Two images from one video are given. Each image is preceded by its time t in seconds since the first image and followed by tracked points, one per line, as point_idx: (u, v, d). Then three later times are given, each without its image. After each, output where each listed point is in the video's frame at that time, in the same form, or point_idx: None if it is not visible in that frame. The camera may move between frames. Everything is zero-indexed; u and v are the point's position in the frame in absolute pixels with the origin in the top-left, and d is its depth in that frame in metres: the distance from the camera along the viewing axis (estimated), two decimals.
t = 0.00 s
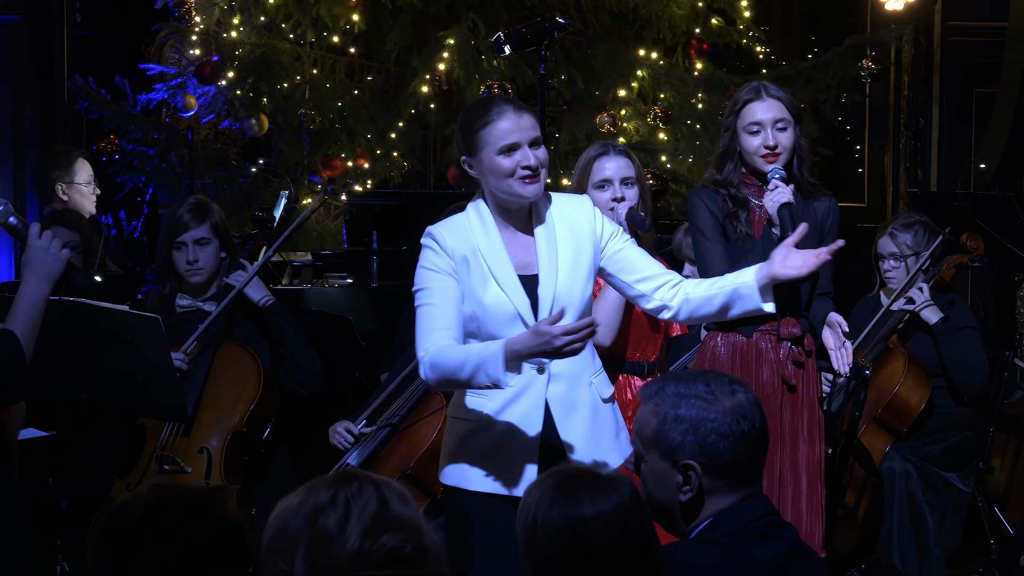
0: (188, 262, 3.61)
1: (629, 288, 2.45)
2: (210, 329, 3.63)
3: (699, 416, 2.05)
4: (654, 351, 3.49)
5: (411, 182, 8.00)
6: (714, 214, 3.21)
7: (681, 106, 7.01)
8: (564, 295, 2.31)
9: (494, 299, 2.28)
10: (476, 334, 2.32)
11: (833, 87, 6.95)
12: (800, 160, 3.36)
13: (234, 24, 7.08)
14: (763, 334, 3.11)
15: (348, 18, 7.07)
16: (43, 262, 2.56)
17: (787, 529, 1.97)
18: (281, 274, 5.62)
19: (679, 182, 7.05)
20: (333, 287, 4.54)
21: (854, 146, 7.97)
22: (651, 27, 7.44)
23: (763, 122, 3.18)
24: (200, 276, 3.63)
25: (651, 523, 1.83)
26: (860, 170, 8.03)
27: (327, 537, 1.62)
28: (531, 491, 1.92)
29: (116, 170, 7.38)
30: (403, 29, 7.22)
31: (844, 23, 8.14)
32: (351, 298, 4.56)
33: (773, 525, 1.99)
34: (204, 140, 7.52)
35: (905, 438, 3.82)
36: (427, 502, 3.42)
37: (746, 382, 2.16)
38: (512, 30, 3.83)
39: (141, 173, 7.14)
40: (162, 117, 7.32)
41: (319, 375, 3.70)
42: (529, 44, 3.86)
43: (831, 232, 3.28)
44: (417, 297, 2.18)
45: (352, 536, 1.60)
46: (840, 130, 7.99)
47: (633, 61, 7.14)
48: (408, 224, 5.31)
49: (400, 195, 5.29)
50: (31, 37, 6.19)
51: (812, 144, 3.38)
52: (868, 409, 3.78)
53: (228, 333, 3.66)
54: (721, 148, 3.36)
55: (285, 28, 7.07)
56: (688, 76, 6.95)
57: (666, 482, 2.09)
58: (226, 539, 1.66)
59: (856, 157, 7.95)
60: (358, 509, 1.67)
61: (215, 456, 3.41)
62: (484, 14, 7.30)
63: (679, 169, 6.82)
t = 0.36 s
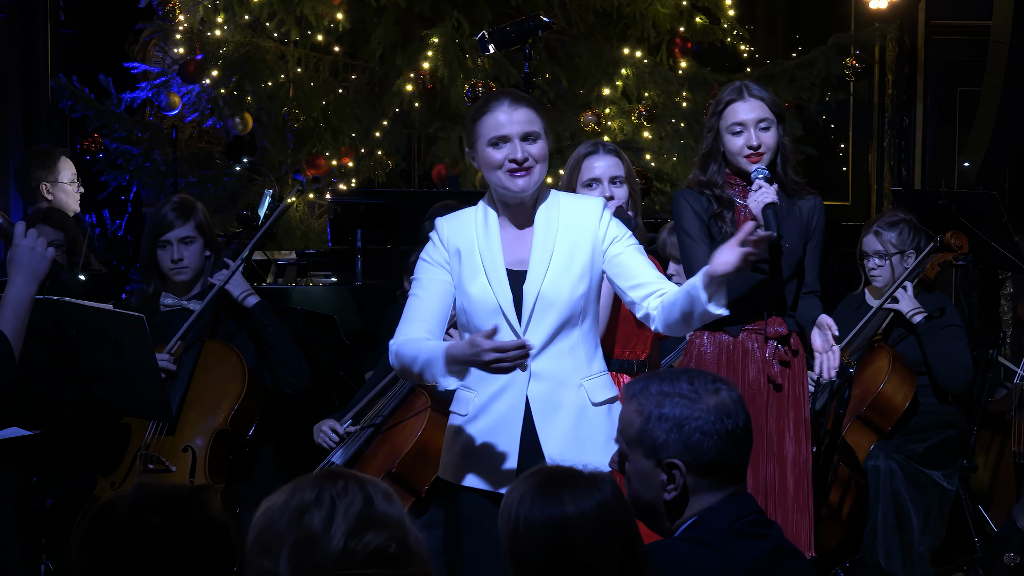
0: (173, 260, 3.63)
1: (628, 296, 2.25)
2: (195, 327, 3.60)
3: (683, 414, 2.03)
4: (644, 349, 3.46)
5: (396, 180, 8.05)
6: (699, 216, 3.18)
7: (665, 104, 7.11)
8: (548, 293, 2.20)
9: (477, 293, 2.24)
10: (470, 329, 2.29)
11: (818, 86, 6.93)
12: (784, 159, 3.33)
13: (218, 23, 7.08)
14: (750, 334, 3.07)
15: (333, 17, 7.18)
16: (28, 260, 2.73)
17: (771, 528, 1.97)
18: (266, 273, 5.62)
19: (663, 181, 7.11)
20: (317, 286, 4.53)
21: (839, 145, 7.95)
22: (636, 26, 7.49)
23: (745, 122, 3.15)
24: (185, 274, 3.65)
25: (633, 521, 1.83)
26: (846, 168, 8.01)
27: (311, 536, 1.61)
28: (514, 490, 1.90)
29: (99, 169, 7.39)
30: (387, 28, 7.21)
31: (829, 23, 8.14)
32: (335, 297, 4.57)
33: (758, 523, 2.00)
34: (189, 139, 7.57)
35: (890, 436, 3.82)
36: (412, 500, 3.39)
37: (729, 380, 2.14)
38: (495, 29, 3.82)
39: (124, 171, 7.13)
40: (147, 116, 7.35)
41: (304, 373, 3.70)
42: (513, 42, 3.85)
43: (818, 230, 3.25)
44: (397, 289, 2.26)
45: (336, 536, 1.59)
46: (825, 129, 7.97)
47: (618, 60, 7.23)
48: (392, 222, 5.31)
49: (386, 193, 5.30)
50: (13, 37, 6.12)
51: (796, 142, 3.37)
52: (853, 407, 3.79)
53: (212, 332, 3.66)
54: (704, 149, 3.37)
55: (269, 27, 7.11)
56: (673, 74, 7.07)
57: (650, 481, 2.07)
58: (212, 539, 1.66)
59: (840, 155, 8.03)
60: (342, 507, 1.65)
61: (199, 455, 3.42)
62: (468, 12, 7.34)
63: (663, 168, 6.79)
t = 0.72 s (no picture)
0: (157, 260, 3.64)
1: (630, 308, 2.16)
2: (180, 328, 3.60)
3: (669, 412, 2.02)
4: (633, 348, 3.81)
5: (382, 179, 8.08)
6: (683, 213, 3.17)
7: (650, 103, 7.19)
8: (546, 294, 2.18)
9: (485, 287, 2.26)
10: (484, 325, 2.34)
11: (803, 85, 7.07)
12: (767, 158, 3.30)
13: (204, 23, 7.18)
14: (734, 333, 3.06)
15: (318, 16, 7.22)
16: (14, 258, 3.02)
17: (757, 526, 1.96)
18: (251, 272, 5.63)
19: (648, 179, 7.18)
20: (303, 285, 4.54)
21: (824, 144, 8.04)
22: (620, 25, 7.55)
23: (730, 119, 3.15)
24: (170, 273, 3.67)
25: (620, 520, 1.81)
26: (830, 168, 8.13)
27: (298, 536, 1.60)
28: (499, 490, 1.91)
29: (86, 168, 7.37)
30: (373, 28, 7.28)
31: (814, 23, 8.14)
32: (321, 297, 4.57)
33: (744, 522, 1.98)
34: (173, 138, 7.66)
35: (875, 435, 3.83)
36: (399, 499, 3.32)
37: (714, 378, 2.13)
38: (481, 28, 3.81)
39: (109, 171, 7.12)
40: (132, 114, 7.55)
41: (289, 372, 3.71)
42: (498, 43, 3.82)
43: (803, 229, 3.20)
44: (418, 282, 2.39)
45: (322, 536, 1.58)
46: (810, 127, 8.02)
47: (603, 58, 7.30)
48: (378, 222, 5.31)
49: (372, 192, 5.23)
50: None
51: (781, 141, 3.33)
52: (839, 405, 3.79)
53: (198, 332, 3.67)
54: (688, 147, 3.35)
55: (255, 26, 7.17)
56: (658, 74, 7.15)
57: (635, 480, 2.05)
58: (199, 540, 1.67)
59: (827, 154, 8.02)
60: (328, 507, 1.65)
61: (185, 454, 3.42)
62: (453, 12, 7.42)
63: (648, 166, 6.99)
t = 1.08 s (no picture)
0: (140, 260, 3.64)
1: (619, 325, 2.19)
2: (164, 328, 3.63)
3: (652, 413, 1.99)
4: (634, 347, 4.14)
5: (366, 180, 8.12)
6: (666, 215, 3.17)
7: (634, 103, 7.34)
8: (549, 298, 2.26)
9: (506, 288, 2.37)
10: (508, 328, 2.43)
11: (786, 86, 7.23)
12: (751, 159, 3.26)
13: (188, 23, 7.36)
14: (716, 334, 3.01)
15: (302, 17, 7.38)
16: None
17: (741, 526, 1.94)
18: (235, 273, 5.64)
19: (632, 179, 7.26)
20: (288, 286, 4.56)
21: (807, 143, 8.11)
22: (604, 26, 7.69)
23: (712, 121, 3.14)
24: (152, 274, 3.67)
25: (601, 521, 1.81)
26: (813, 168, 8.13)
27: (280, 538, 1.58)
28: (480, 491, 1.89)
29: (69, 169, 7.37)
30: (356, 28, 7.40)
31: (799, 14, 8.09)
32: (306, 298, 4.58)
33: (727, 523, 1.96)
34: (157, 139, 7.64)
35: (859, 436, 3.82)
36: (382, 500, 3.30)
37: (697, 379, 2.10)
38: (466, 29, 4.23)
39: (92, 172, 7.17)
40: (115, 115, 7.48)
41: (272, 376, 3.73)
42: (483, 42, 4.27)
43: (786, 231, 3.20)
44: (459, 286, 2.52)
45: (304, 537, 1.56)
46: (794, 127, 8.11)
47: (586, 60, 7.42)
48: (362, 223, 5.35)
49: (355, 194, 5.30)
50: None
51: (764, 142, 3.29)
52: (823, 406, 3.78)
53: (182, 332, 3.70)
54: (671, 149, 3.33)
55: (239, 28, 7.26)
56: (642, 75, 7.30)
57: (618, 481, 2.02)
58: (183, 540, 1.67)
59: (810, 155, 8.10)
60: (311, 507, 1.64)
61: (168, 456, 3.43)
62: (437, 13, 7.52)
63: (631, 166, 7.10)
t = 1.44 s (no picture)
0: (122, 261, 3.66)
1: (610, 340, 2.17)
2: (148, 330, 3.63)
3: (634, 416, 1.95)
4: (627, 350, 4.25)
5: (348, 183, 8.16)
6: (649, 218, 3.10)
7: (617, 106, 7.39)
8: (548, 305, 2.25)
9: (519, 284, 2.36)
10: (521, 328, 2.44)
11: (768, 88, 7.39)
12: (735, 161, 3.22)
13: (170, 26, 7.44)
14: (700, 337, 2.97)
15: (285, 19, 7.48)
16: None
17: (725, 529, 1.90)
18: (219, 276, 5.64)
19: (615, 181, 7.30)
20: (271, 289, 4.57)
21: (790, 147, 8.01)
22: (587, 28, 7.78)
23: (692, 124, 3.12)
24: (135, 275, 3.68)
25: (586, 523, 1.81)
26: (796, 171, 8.04)
27: (263, 541, 1.58)
28: (464, 493, 1.88)
29: (51, 172, 7.35)
30: (339, 30, 7.53)
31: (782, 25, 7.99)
32: (289, 300, 4.60)
33: (711, 526, 1.92)
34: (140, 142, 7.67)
35: (842, 438, 3.82)
36: (365, 503, 3.29)
37: (679, 381, 2.06)
38: (450, 34, 4.43)
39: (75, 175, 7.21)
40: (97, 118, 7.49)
41: (257, 379, 3.74)
42: (466, 45, 4.45)
43: (772, 233, 3.21)
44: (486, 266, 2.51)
45: (288, 541, 1.57)
46: (776, 130, 7.98)
47: (570, 62, 7.51)
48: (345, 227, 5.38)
49: (337, 196, 5.35)
50: None
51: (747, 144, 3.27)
52: (806, 408, 3.77)
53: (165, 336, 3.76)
54: (653, 154, 3.28)
55: (223, 30, 7.33)
56: (624, 77, 7.34)
57: (601, 484, 1.98)
58: (163, 541, 1.68)
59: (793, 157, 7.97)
60: (294, 510, 1.64)
61: (153, 459, 3.44)
62: (420, 15, 7.59)
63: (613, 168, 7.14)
